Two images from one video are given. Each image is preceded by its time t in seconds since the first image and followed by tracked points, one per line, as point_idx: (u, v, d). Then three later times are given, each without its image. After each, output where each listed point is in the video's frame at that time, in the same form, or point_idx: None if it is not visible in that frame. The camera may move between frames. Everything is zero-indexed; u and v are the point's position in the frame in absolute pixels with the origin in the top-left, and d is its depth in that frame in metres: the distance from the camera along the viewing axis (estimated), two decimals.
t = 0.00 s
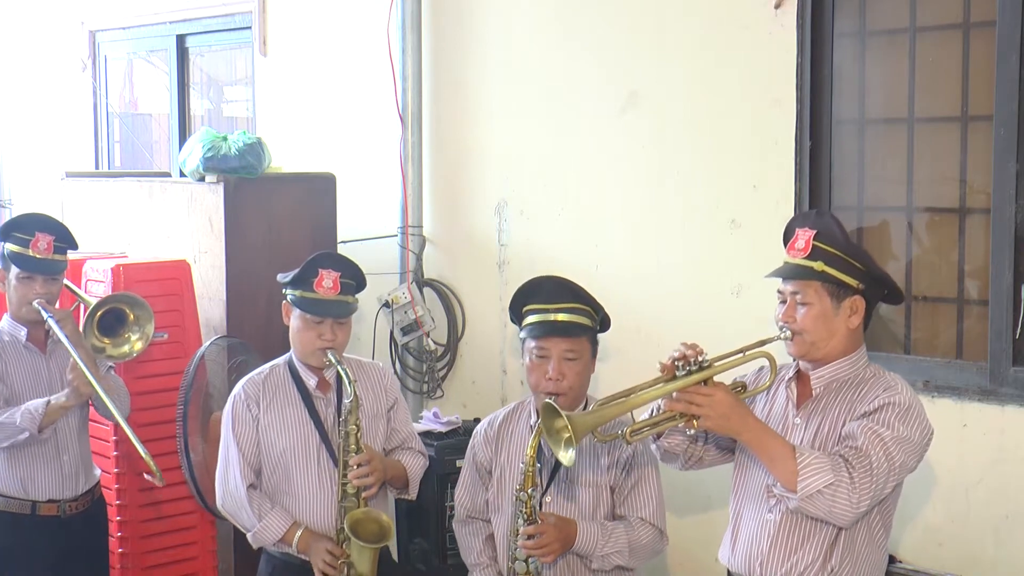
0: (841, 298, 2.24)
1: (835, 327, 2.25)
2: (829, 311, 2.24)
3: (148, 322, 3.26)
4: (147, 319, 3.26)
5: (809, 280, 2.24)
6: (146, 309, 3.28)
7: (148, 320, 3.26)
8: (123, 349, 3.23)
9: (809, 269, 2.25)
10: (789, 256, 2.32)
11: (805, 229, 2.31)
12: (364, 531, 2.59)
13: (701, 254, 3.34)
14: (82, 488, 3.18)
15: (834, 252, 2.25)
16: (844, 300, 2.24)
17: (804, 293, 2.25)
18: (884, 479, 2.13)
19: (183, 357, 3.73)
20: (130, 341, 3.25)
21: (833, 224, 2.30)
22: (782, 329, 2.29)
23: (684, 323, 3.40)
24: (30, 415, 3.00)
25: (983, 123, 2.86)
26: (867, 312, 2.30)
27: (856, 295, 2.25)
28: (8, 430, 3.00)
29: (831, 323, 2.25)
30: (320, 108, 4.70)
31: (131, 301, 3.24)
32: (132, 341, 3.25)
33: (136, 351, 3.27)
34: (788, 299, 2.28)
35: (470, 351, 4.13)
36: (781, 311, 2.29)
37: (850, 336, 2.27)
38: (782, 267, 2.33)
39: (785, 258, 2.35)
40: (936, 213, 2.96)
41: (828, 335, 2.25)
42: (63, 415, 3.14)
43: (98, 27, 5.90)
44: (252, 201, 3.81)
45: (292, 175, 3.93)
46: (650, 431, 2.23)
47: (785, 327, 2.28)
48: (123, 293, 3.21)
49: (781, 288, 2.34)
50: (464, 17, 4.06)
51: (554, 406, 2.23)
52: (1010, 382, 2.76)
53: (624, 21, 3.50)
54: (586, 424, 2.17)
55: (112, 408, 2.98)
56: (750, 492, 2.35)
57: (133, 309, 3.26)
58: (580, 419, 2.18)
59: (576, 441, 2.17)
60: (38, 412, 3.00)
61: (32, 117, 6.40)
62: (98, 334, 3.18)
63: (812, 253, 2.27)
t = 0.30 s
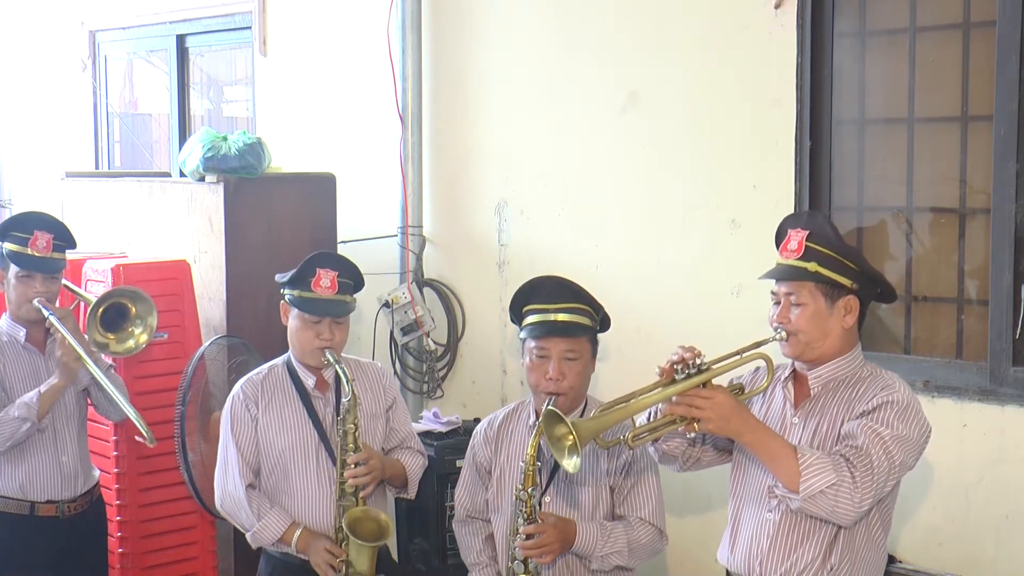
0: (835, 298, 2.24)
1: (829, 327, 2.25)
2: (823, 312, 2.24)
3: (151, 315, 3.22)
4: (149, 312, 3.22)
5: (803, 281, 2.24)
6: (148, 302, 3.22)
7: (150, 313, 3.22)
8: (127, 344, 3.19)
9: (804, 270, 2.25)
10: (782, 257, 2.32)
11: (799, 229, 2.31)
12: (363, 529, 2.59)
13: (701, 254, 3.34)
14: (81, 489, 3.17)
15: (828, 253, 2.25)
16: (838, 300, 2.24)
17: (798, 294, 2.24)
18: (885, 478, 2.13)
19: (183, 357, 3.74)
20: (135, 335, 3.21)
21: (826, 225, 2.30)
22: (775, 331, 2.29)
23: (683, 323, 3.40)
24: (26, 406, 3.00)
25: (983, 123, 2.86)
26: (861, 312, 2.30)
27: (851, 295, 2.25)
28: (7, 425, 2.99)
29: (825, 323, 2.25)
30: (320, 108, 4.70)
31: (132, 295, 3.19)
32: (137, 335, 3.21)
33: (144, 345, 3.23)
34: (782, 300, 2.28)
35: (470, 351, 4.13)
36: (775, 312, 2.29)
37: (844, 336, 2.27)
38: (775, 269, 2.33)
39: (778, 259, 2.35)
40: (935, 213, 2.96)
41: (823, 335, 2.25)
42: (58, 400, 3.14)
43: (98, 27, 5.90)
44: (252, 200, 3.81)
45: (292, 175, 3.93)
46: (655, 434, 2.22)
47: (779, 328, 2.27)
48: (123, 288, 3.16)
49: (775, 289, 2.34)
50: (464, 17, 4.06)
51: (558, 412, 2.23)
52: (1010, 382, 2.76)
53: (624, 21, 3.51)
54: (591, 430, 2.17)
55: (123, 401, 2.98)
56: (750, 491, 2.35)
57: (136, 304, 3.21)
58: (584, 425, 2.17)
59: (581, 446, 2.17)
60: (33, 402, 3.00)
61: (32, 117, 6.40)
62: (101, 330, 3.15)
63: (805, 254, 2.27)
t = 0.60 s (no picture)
0: (832, 298, 2.24)
1: (827, 326, 2.25)
2: (821, 312, 2.24)
3: (149, 314, 3.22)
4: (148, 312, 3.21)
5: (800, 281, 2.24)
6: (147, 302, 3.23)
7: (149, 312, 3.21)
8: (126, 343, 3.19)
9: (801, 270, 2.25)
10: (779, 258, 2.32)
11: (795, 229, 2.30)
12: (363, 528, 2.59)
13: (701, 254, 3.34)
14: (81, 489, 3.17)
15: (826, 253, 2.25)
16: (836, 300, 2.24)
17: (796, 294, 2.24)
18: (885, 477, 2.13)
19: (183, 357, 3.74)
20: (133, 334, 3.22)
21: (823, 225, 2.30)
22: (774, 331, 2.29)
23: (684, 323, 3.40)
24: (26, 403, 2.99)
25: (983, 123, 2.86)
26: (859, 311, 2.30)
27: (848, 295, 2.25)
28: (7, 424, 2.99)
29: (823, 323, 2.24)
30: (320, 108, 4.70)
31: (130, 293, 3.19)
32: (135, 334, 3.21)
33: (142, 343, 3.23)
34: (780, 301, 2.28)
35: (470, 351, 4.13)
36: (773, 313, 2.29)
37: (842, 336, 2.27)
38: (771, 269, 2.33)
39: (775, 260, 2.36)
40: (935, 213, 2.96)
41: (821, 335, 2.25)
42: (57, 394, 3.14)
43: (98, 27, 5.90)
44: (251, 200, 3.81)
45: (292, 175, 3.93)
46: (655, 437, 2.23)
47: (777, 328, 2.27)
48: (121, 286, 3.15)
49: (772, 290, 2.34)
50: (463, 17, 4.06)
51: (558, 415, 2.22)
52: (1010, 382, 2.76)
53: (624, 21, 3.50)
54: (591, 433, 2.17)
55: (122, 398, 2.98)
56: (750, 491, 2.35)
57: (135, 303, 3.21)
58: (584, 428, 2.17)
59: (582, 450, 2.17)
60: (32, 399, 3.00)
61: (32, 117, 6.41)
62: (99, 329, 3.15)
63: (802, 254, 2.27)
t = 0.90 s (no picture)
0: (832, 296, 2.24)
1: (826, 324, 2.25)
2: (820, 309, 2.24)
3: (148, 313, 3.21)
4: (147, 310, 3.21)
5: (800, 279, 2.24)
6: (146, 300, 3.22)
7: (147, 311, 3.20)
8: (126, 341, 3.18)
9: (801, 268, 2.25)
10: (778, 257, 2.32)
11: (794, 229, 2.31)
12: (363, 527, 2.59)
13: (701, 254, 3.34)
14: (80, 489, 3.17)
15: (825, 251, 2.25)
16: (835, 298, 2.24)
17: (795, 292, 2.25)
18: (886, 478, 2.13)
19: (183, 357, 3.74)
20: (133, 332, 3.21)
21: (822, 225, 2.30)
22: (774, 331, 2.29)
23: (684, 323, 3.40)
24: (25, 397, 3.00)
25: (983, 123, 2.86)
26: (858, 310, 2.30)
27: (848, 293, 2.25)
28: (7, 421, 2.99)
29: (823, 321, 2.24)
30: (320, 108, 4.70)
31: (129, 292, 3.18)
32: (134, 332, 3.20)
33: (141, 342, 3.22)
34: (779, 299, 2.28)
35: (470, 351, 4.13)
36: (772, 311, 2.29)
37: (841, 334, 2.27)
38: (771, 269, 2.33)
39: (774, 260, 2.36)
40: (935, 213, 2.96)
41: (820, 334, 2.25)
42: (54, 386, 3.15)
43: (98, 27, 5.90)
44: (251, 200, 3.81)
45: (292, 175, 3.93)
46: (657, 439, 2.22)
47: (777, 328, 2.27)
48: (119, 285, 3.15)
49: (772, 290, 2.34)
50: (463, 17, 4.06)
51: (563, 417, 2.23)
52: (1010, 382, 2.76)
53: (624, 21, 3.50)
54: (597, 434, 2.16)
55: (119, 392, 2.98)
56: (750, 491, 2.34)
57: (134, 301, 3.20)
58: (590, 430, 2.16)
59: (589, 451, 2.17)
60: (30, 395, 3.00)
61: (32, 117, 6.41)
62: (99, 328, 3.15)
63: (802, 253, 2.27)
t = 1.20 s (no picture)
0: (835, 294, 2.25)
1: (830, 321, 2.25)
2: (824, 307, 2.24)
3: (145, 309, 3.17)
4: (144, 306, 3.18)
5: (805, 276, 2.24)
6: (143, 296, 3.19)
7: (144, 306, 3.17)
8: (124, 339, 3.16)
9: (805, 265, 2.25)
10: (780, 255, 2.31)
11: (796, 227, 2.31)
12: (362, 526, 2.59)
13: (701, 254, 3.34)
14: (79, 489, 3.17)
15: (828, 249, 2.25)
16: (838, 295, 2.25)
17: (799, 289, 2.24)
18: (894, 478, 2.14)
19: (183, 357, 3.74)
20: (131, 329, 3.18)
21: (824, 223, 2.30)
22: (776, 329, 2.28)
23: (683, 323, 3.40)
24: (24, 398, 3.00)
25: (983, 123, 2.86)
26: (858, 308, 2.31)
27: (850, 291, 2.26)
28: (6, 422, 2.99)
29: (826, 318, 2.25)
30: (320, 108, 4.70)
31: (126, 288, 3.16)
32: (132, 329, 3.18)
33: (140, 339, 3.19)
34: (782, 296, 2.27)
35: (470, 351, 4.13)
36: (775, 309, 2.28)
37: (842, 331, 2.28)
38: (772, 266, 2.32)
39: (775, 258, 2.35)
40: (935, 213, 2.96)
41: (824, 331, 2.25)
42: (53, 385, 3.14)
43: (98, 27, 5.90)
44: (251, 200, 3.81)
45: (292, 175, 3.93)
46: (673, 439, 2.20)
47: (781, 326, 2.26)
48: (113, 283, 3.14)
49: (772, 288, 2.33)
50: (463, 17, 4.06)
51: (588, 420, 2.20)
52: (1010, 382, 2.76)
53: (624, 21, 3.50)
54: (625, 433, 2.13)
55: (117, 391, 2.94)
56: (755, 492, 2.33)
57: (131, 298, 3.18)
58: (618, 430, 2.13)
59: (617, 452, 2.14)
60: (29, 395, 3.00)
61: (32, 117, 6.41)
62: (96, 325, 3.12)
63: (805, 250, 2.26)
